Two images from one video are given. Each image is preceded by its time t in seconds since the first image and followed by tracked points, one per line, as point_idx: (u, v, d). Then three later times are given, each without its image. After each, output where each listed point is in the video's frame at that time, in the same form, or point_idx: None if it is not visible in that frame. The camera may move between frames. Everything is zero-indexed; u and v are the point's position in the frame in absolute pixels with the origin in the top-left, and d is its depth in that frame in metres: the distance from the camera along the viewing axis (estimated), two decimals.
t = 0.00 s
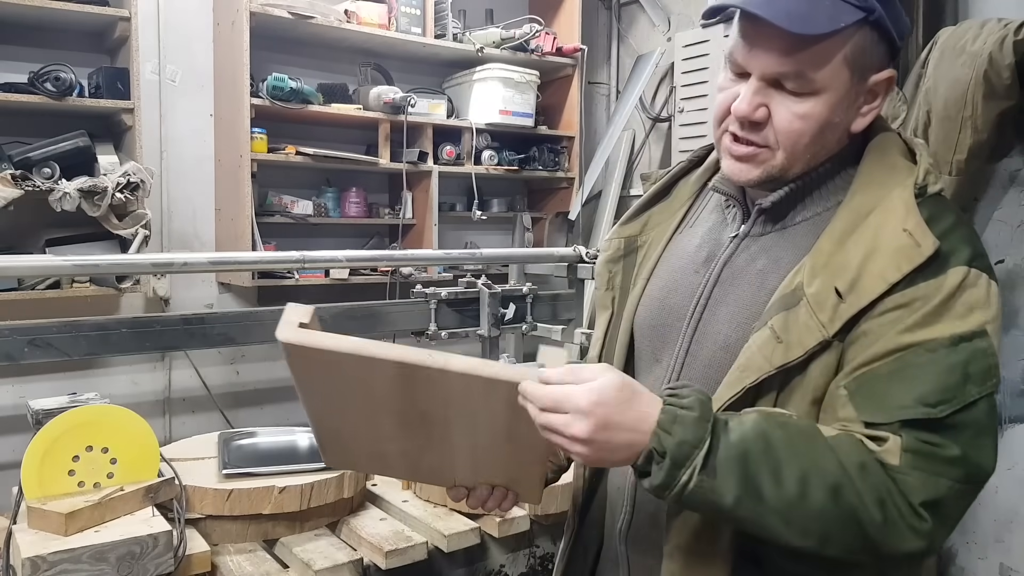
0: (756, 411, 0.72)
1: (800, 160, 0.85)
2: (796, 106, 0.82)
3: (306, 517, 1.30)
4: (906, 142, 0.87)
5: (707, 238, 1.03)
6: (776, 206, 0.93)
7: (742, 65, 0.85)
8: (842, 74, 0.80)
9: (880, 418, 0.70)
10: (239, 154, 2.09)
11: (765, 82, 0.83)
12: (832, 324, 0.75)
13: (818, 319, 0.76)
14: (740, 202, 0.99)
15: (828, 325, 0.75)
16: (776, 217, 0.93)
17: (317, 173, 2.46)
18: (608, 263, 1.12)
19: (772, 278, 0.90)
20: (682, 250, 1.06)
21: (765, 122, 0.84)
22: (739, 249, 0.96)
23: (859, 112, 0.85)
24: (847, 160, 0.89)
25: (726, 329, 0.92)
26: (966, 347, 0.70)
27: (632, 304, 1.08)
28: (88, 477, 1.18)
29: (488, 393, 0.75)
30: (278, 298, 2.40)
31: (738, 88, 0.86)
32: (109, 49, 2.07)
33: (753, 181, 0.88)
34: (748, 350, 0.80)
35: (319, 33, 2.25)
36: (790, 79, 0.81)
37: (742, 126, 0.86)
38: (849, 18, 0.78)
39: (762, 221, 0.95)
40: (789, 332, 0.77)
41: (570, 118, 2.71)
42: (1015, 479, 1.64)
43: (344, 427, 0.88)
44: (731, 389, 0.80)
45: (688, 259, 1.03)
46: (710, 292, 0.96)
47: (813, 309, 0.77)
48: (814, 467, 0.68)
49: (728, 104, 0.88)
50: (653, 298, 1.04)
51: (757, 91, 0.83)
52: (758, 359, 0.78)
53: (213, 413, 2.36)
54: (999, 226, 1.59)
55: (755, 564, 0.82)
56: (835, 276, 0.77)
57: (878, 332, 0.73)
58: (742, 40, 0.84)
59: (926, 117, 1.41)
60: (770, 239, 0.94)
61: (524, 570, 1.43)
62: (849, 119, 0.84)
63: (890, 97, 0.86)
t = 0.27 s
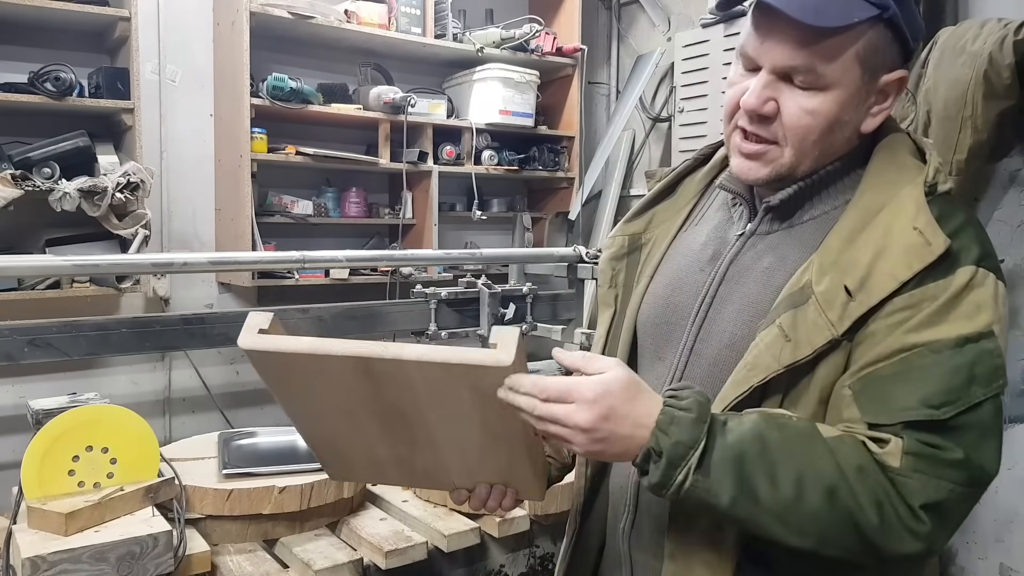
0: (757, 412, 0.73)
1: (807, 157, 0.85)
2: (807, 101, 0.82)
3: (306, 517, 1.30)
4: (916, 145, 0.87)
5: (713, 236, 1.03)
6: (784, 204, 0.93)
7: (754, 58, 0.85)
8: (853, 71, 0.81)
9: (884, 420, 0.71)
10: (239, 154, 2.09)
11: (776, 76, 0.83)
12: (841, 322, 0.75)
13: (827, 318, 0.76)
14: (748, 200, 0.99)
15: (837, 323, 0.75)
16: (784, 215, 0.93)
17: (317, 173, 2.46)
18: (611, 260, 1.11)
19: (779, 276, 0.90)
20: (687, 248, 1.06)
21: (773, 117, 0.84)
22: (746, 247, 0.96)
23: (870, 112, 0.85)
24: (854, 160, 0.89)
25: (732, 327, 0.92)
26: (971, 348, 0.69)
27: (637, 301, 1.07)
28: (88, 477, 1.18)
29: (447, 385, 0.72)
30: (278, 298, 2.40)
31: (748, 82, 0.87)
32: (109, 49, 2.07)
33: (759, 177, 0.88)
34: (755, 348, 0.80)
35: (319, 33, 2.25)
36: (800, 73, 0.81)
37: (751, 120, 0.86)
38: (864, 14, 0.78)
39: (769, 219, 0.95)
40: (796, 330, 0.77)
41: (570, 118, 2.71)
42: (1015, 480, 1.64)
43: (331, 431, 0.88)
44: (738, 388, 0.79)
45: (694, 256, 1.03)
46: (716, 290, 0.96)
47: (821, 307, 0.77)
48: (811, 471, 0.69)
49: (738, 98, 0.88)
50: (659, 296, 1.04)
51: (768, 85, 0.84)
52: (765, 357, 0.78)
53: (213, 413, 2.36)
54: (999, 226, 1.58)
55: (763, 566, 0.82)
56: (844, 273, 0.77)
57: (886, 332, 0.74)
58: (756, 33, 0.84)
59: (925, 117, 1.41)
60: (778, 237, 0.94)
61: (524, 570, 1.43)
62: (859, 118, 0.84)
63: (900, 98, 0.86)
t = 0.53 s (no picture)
0: (726, 425, 0.75)
1: (806, 153, 0.85)
2: (803, 95, 0.82)
3: (306, 517, 1.30)
4: (916, 142, 0.86)
5: (713, 234, 1.03)
6: (782, 201, 0.93)
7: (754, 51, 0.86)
8: (851, 65, 0.80)
9: (867, 413, 0.71)
10: (239, 154, 2.09)
11: (774, 69, 0.84)
12: (835, 319, 0.75)
13: (821, 315, 0.76)
14: (747, 197, 0.99)
15: (831, 319, 0.75)
16: (782, 212, 0.93)
17: (317, 173, 2.46)
18: (614, 259, 1.13)
19: (775, 273, 0.90)
20: (687, 245, 1.06)
21: (772, 111, 0.85)
22: (745, 244, 0.96)
23: (869, 109, 0.84)
24: (855, 158, 0.89)
25: (728, 325, 0.92)
26: (958, 343, 0.69)
27: (637, 299, 1.08)
28: (88, 477, 1.18)
29: (441, 402, 0.71)
30: (278, 298, 2.40)
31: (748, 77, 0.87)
32: (109, 49, 2.07)
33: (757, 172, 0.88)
34: (750, 345, 0.80)
35: (319, 33, 2.25)
36: (798, 67, 0.81)
37: (750, 114, 0.87)
38: (862, 8, 0.78)
39: (768, 217, 0.95)
40: (791, 328, 0.78)
41: (570, 118, 2.71)
42: (1014, 480, 1.64)
43: (334, 421, 0.89)
44: (733, 384, 0.80)
45: (693, 254, 1.04)
46: (715, 287, 0.96)
47: (815, 304, 0.77)
48: (776, 480, 0.71)
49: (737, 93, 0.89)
50: (658, 294, 1.04)
51: (766, 79, 0.84)
52: (760, 354, 0.79)
53: (213, 413, 2.36)
54: (998, 226, 1.58)
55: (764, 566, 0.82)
56: (839, 270, 0.77)
57: (876, 328, 0.74)
58: (756, 27, 0.85)
59: (925, 118, 1.40)
60: (775, 235, 0.93)
61: (524, 570, 1.43)
62: (857, 114, 0.83)
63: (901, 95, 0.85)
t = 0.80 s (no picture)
0: (683, 457, 0.76)
1: (810, 154, 0.85)
2: (811, 96, 0.82)
3: (305, 517, 1.30)
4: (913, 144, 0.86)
5: (710, 234, 1.03)
6: (775, 203, 0.93)
7: (759, 51, 0.86)
8: (858, 65, 0.81)
9: (834, 418, 0.70)
10: (239, 154, 2.09)
11: (781, 70, 0.84)
12: (816, 323, 0.76)
13: (803, 318, 0.77)
14: (743, 198, 0.99)
15: (812, 323, 0.76)
16: (776, 214, 0.94)
17: (317, 173, 2.46)
18: (619, 257, 1.13)
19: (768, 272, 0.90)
20: (685, 246, 1.06)
21: (778, 112, 0.84)
22: (740, 245, 0.96)
23: (874, 110, 0.85)
24: (853, 159, 0.89)
25: (717, 327, 0.92)
26: (929, 351, 0.69)
27: (638, 299, 1.08)
28: (89, 477, 1.18)
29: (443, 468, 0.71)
30: (278, 298, 2.40)
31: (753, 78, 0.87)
32: (109, 49, 2.07)
33: (762, 173, 0.88)
34: (731, 348, 0.82)
35: (319, 33, 2.25)
36: (806, 67, 0.82)
37: (756, 116, 0.86)
38: (870, 8, 0.78)
39: (762, 219, 0.95)
40: (773, 330, 0.79)
41: (570, 118, 2.71)
42: (1014, 480, 1.63)
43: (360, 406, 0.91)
44: (714, 386, 0.82)
45: (688, 255, 1.04)
46: (708, 288, 0.96)
47: (798, 306, 0.78)
48: (733, 513, 0.71)
49: (740, 94, 0.89)
50: (654, 293, 1.05)
51: (773, 79, 0.84)
52: (740, 358, 0.80)
53: (214, 413, 2.36)
54: (999, 226, 1.58)
55: None
56: (823, 273, 0.77)
57: (853, 334, 0.74)
58: (762, 28, 0.85)
59: (925, 118, 1.40)
60: (770, 236, 0.93)
61: (524, 570, 1.43)
62: (862, 115, 0.84)
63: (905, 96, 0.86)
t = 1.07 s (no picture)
0: (685, 464, 0.76)
1: (816, 157, 0.85)
2: (817, 99, 0.82)
3: (305, 517, 1.30)
4: (921, 149, 0.86)
5: (715, 234, 1.03)
6: (782, 206, 0.93)
7: (765, 53, 0.85)
8: (864, 69, 0.80)
9: (838, 427, 0.70)
10: (239, 154, 2.09)
11: (786, 73, 0.84)
12: (820, 329, 0.76)
13: (807, 323, 0.77)
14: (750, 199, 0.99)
15: (816, 328, 0.76)
16: (783, 217, 0.94)
17: (317, 173, 2.46)
18: (625, 243, 1.11)
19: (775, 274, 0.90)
20: (693, 245, 1.05)
21: (784, 115, 0.84)
22: (745, 246, 0.97)
23: (880, 113, 0.84)
24: (858, 163, 0.89)
25: (722, 329, 0.92)
26: (933, 362, 0.69)
27: (642, 292, 1.07)
28: (88, 477, 1.18)
29: (457, 451, 0.68)
30: (278, 298, 2.40)
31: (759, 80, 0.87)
32: (109, 49, 2.07)
33: (767, 174, 0.88)
34: (734, 352, 0.82)
35: (319, 33, 2.25)
36: (811, 71, 0.81)
37: (762, 118, 0.86)
38: (876, 11, 0.78)
39: (768, 221, 0.95)
40: (777, 335, 0.79)
41: (570, 118, 2.71)
42: (1014, 480, 1.63)
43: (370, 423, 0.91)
44: (718, 388, 0.82)
45: (693, 256, 1.04)
46: (713, 289, 0.97)
47: (802, 312, 0.78)
48: (735, 520, 0.70)
49: (746, 96, 0.89)
50: (660, 293, 1.05)
51: (778, 83, 0.84)
52: (743, 362, 0.80)
53: (214, 414, 2.36)
54: (999, 226, 1.58)
55: None
56: (827, 278, 0.77)
57: (858, 341, 0.74)
58: (767, 29, 0.85)
59: (925, 118, 1.40)
60: (774, 240, 0.94)
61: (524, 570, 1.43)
62: (869, 119, 0.84)
63: (914, 98, 0.85)
